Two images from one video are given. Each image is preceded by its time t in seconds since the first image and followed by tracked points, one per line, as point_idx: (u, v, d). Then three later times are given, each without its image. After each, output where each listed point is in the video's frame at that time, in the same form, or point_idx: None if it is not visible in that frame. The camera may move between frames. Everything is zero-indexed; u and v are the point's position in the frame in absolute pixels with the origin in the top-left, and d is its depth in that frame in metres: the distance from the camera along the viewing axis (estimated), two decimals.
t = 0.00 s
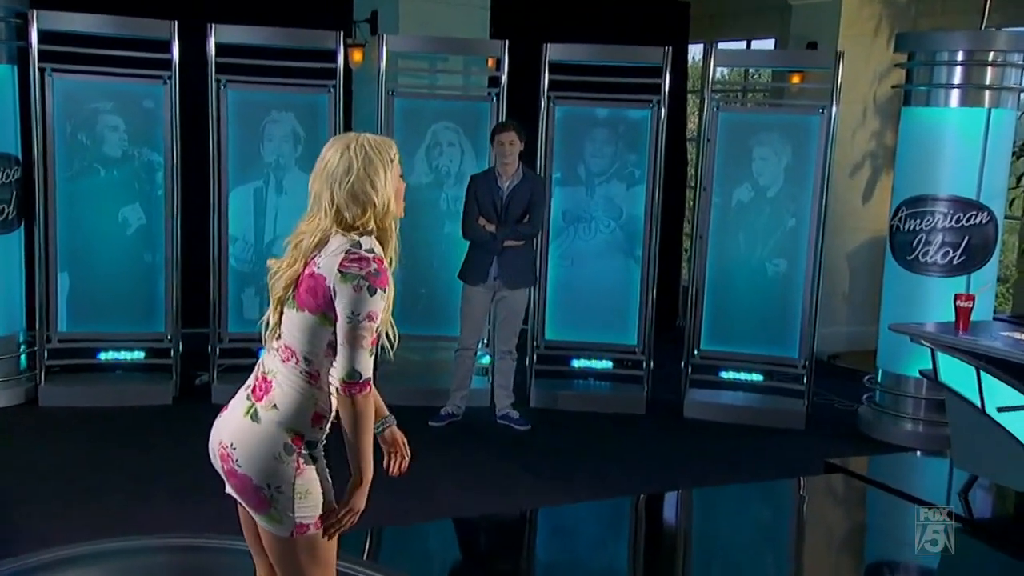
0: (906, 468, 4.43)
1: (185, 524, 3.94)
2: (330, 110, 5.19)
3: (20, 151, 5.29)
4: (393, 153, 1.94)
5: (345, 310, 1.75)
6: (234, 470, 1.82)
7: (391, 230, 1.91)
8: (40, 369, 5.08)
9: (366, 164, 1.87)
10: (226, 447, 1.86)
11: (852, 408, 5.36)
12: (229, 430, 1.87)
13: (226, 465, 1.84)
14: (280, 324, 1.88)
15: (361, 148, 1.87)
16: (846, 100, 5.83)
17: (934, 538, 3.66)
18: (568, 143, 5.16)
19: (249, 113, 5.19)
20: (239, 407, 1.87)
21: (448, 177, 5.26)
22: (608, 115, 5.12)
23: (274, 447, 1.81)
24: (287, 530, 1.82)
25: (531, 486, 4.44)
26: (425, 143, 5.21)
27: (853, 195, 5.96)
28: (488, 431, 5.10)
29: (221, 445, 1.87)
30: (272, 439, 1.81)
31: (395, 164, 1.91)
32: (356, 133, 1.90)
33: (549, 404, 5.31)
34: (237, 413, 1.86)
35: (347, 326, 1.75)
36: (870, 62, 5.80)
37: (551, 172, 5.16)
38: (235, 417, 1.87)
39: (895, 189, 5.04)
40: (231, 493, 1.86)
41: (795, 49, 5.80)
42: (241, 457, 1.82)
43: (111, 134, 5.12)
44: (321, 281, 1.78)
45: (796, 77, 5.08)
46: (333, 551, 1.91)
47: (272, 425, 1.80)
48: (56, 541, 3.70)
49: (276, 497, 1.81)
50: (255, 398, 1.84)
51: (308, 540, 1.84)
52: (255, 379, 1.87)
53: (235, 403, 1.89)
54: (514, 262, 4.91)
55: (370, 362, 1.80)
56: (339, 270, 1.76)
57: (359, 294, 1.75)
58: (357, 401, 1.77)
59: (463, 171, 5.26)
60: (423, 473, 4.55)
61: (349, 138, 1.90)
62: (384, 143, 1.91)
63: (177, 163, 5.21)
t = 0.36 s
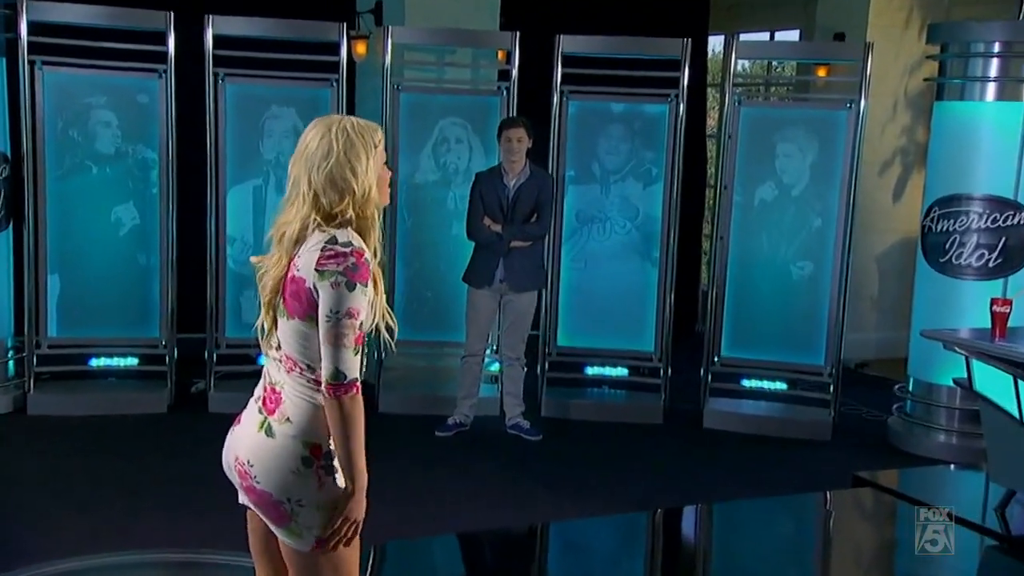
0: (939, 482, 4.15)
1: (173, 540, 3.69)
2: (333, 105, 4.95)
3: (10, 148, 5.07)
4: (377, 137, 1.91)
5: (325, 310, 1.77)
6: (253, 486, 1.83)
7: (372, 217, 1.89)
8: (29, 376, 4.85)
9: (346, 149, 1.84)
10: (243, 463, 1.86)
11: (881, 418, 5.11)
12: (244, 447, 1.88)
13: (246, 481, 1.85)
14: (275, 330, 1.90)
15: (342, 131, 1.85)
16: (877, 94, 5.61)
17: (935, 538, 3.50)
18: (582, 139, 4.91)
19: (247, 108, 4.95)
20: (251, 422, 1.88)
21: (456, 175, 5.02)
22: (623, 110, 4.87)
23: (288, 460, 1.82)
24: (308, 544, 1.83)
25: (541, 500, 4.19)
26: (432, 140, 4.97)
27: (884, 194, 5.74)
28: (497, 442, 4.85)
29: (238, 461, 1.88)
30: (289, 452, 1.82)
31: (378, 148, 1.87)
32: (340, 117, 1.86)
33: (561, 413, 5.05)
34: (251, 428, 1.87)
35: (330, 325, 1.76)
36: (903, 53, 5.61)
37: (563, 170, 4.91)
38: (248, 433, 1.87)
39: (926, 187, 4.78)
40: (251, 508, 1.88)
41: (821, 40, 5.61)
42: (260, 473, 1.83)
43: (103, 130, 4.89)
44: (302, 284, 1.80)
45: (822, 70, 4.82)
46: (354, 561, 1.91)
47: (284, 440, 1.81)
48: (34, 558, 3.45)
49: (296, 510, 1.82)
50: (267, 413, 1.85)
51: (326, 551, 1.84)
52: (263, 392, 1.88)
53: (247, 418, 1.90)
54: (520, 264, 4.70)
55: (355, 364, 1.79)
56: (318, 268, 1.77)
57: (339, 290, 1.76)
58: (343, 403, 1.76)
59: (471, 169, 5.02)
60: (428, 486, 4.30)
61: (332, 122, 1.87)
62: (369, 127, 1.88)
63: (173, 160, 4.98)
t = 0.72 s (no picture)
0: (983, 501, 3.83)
1: (158, 559, 3.41)
2: (336, 100, 4.68)
3: None
4: (361, 123, 1.83)
5: (328, 302, 1.70)
6: (279, 499, 1.75)
7: (358, 205, 1.82)
8: (15, 385, 4.60)
9: (327, 137, 1.77)
10: (267, 477, 1.78)
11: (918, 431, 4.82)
12: (267, 461, 1.80)
13: (269, 495, 1.77)
14: (275, 334, 1.85)
15: (321, 119, 1.78)
16: (912, 88, 5.38)
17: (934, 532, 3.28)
18: (600, 136, 4.64)
19: (246, 102, 4.69)
20: (272, 436, 1.81)
21: (466, 174, 4.76)
22: (643, 105, 4.61)
23: (317, 472, 1.74)
24: (334, 557, 1.75)
25: (556, 518, 3.90)
26: (441, 136, 4.71)
27: (920, 195, 5.50)
28: (509, 456, 4.57)
29: (260, 475, 1.80)
30: (316, 462, 1.74)
31: (361, 137, 1.80)
32: (322, 103, 1.79)
33: (576, 425, 4.77)
34: (274, 441, 1.79)
35: (332, 319, 1.70)
36: (942, 45, 5.42)
37: (580, 168, 4.64)
38: (269, 446, 1.80)
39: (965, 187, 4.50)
40: (273, 522, 1.79)
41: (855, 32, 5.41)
42: (285, 486, 1.75)
43: (95, 125, 4.64)
44: (300, 283, 1.74)
45: (855, 63, 4.57)
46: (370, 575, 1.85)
47: (312, 450, 1.74)
48: None
49: (324, 521, 1.75)
50: (290, 423, 1.77)
51: (349, 564, 1.77)
52: (282, 404, 1.81)
53: (268, 432, 1.82)
54: (531, 267, 4.46)
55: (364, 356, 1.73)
56: (313, 262, 1.71)
57: (338, 281, 1.70)
58: (355, 399, 1.70)
59: (481, 168, 4.75)
60: (434, 502, 4.03)
61: (312, 109, 1.80)
62: (351, 113, 1.81)
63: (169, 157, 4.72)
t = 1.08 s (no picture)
0: None
1: None
2: (339, 98, 4.44)
3: None
4: (355, 123, 1.68)
5: (339, 305, 1.55)
6: (283, 527, 1.62)
7: (356, 209, 1.66)
8: None
9: (317, 136, 1.62)
10: (270, 503, 1.64)
11: (953, 450, 4.56)
12: (269, 484, 1.66)
13: (272, 522, 1.64)
14: (273, 348, 1.68)
15: (311, 119, 1.63)
16: (947, 84, 5.20)
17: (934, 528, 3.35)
18: (617, 136, 4.40)
19: (244, 101, 4.46)
20: (275, 459, 1.67)
21: (475, 176, 4.51)
22: (662, 103, 4.36)
23: (326, 496, 1.61)
24: None
25: (569, 541, 3.65)
26: (449, 136, 4.47)
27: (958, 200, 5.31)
28: (521, 474, 4.31)
29: (262, 501, 1.66)
30: (322, 486, 1.61)
31: (354, 136, 1.65)
32: (312, 103, 1.64)
33: (591, 442, 4.52)
34: (277, 464, 1.65)
35: (345, 322, 1.55)
36: (978, 40, 5.20)
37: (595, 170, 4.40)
38: (273, 468, 1.66)
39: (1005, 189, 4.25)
40: (275, 549, 1.66)
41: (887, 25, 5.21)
42: (290, 513, 1.62)
43: (86, 125, 4.41)
44: (307, 288, 1.57)
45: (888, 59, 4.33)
46: None
47: (321, 473, 1.61)
48: None
49: (332, 548, 1.62)
50: (296, 445, 1.63)
51: None
52: (285, 425, 1.67)
53: (270, 454, 1.69)
54: (542, 274, 4.22)
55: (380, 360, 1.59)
56: (321, 265, 1.56)
57: (350, 281, 1.54)
58: (375, 407, 1.56)
59: (491, 169, 4.51)
60: (439, 524, 3.77)
61: (302, 109, 1.65)
62: (344, 112, 1.65)
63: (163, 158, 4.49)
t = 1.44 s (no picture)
0: None
1: None
2: (342, 101, 4.22)
3: None
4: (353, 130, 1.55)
5: (328, 329, 1.43)
6: (290, 559, 1.50)
7: (354, 222, 1.53)
8: None
9: (313, 146, 1.50)
10: (276, 533, 1.53)
11: (993, 475, 4.29)
12: (275, 513, 1.54)
13: (279, 553, 1.52)
14: (271, 370, 1.58)
15: (305, 127, 1.51)
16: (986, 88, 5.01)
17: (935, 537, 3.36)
18: (636, 142, 4.17)
19: (243, 104, 4.23)
20: (281, 486, 1.56)
21: (486, 184, 4.28)
22: (684, 107, 4.13)
23: (332, 525, 1.50)
24: None
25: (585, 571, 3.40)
26: (458, 142, 4.24)
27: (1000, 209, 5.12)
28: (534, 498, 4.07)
29: (268, 531, 1.54)
30: (329, 514, 1.50)
31: (352, 144, 1.52)
32: (307, 110, 1.52)
33: (608, 465, 4.27)
34: (282, 492, 1.54)
35: (335, 347, 1.43)
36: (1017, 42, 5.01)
37: (612, 177, 4.16)
38: (280, 496, 1.55)
39: None
40: None
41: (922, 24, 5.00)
42: (297, 543, 1.50)
43: (75, 130, 4.18)
44: (296, 313, 1.45)
45: (924, 60, 4.09)
46: None
47: (327, 500, 1.50)
48: None
49: None
50: (301, 471, 1.52)
51: None
52: (290, 450, 1.56)
53: (276, 481, 1.58)
54: (556, 286, 3.98)
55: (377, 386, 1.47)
56: (307, 288, 1.44)
57: (338, 304, 1.42)
58: (372, 435, 1.45)
59: (503, 176, 4.27)
60: (446, 553, 3.53)
61: (297, 117, 1.53)
62: (340, 119, 1.53)
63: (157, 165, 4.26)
